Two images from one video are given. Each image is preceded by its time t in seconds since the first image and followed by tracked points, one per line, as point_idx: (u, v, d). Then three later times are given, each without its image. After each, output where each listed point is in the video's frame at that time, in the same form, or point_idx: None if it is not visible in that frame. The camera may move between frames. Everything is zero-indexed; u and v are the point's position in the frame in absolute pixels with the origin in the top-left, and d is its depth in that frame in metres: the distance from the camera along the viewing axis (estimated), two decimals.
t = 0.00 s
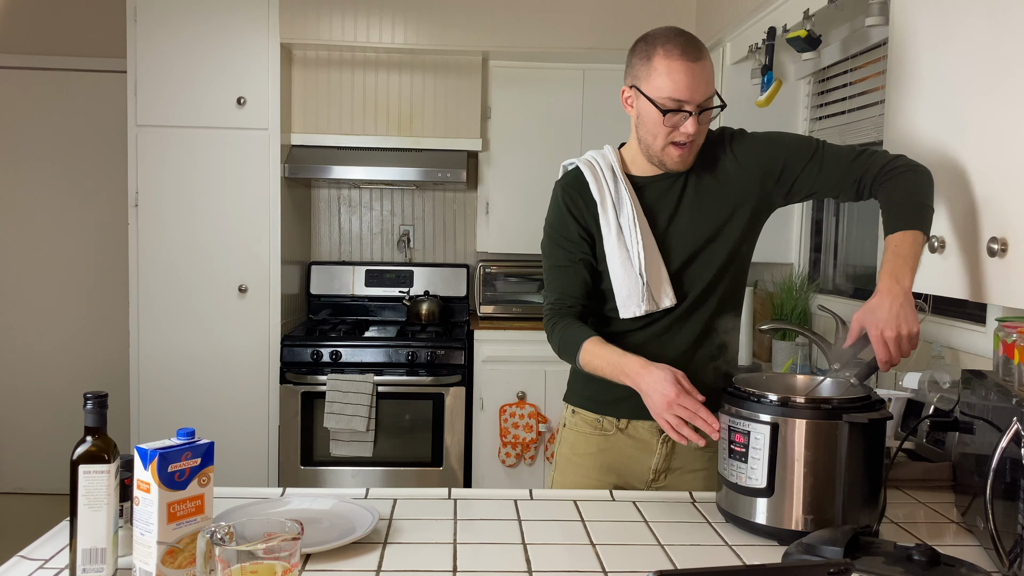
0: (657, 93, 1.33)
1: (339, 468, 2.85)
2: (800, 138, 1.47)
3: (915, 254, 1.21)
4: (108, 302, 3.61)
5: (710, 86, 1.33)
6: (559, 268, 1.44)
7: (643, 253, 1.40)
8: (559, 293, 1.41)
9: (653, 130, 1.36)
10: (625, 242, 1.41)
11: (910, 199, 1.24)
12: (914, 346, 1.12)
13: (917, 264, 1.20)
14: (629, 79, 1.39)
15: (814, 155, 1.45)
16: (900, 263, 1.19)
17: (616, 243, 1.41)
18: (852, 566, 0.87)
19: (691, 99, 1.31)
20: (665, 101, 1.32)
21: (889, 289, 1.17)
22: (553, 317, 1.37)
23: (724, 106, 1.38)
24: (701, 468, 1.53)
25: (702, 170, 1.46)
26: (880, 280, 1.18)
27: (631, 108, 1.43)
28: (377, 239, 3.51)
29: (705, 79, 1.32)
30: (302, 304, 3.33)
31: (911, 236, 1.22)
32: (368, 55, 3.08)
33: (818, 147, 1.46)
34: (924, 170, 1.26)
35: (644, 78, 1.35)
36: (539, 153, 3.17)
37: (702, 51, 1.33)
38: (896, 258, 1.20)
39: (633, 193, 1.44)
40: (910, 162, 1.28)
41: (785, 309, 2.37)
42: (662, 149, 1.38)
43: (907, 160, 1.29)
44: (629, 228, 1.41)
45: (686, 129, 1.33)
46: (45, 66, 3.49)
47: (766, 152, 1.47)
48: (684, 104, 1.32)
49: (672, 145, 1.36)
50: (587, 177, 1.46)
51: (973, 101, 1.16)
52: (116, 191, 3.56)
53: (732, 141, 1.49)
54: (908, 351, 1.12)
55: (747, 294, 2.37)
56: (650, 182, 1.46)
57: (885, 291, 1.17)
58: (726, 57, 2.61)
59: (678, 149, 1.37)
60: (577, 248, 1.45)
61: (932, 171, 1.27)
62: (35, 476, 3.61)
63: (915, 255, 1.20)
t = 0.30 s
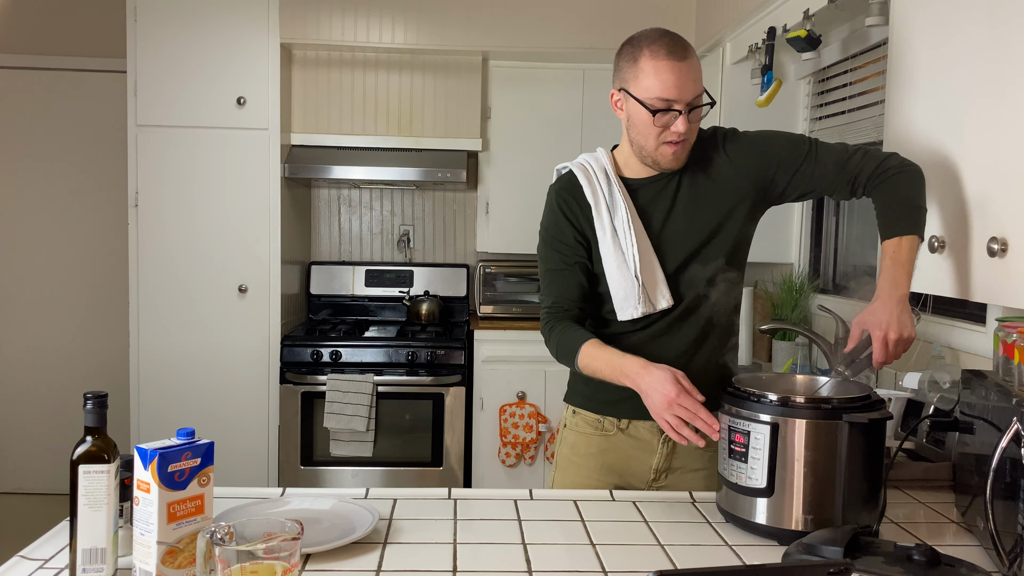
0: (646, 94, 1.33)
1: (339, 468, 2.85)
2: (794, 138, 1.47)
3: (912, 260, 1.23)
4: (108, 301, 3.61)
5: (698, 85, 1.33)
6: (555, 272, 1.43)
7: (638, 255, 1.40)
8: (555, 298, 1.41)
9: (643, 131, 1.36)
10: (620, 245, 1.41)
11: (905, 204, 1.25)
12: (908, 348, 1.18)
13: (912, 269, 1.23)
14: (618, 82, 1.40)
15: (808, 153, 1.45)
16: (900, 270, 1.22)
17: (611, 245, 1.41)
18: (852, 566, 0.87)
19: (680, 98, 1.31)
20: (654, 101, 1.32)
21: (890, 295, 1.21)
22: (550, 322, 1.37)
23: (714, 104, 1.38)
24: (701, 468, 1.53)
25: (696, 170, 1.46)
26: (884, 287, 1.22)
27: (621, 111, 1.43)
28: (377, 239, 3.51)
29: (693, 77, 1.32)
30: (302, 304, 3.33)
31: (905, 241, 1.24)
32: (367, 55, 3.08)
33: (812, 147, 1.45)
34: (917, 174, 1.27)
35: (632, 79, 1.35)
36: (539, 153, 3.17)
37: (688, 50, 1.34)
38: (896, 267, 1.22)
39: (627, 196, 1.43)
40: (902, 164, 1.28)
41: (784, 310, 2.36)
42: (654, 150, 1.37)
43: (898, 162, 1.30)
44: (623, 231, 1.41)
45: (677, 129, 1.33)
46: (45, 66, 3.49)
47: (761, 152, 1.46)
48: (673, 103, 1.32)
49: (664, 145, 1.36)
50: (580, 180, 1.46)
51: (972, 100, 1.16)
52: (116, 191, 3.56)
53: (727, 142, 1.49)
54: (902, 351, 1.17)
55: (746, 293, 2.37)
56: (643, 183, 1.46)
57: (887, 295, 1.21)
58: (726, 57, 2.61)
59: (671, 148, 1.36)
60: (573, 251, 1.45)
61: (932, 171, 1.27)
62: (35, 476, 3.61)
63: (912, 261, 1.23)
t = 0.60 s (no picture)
0: (647, 95, 1.33)
1: (339, 468, 2.85)
2: (798, 142, 1.47)
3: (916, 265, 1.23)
4: (108, 301, 3.61)
5: (699, 84, 1.33)
6: (555, 269, 1.43)
7: (640, 255, 1.40)
8: (555, 295, 1.41)
9: (645, 131, 1.36)
10: (622, 245, 1.41)
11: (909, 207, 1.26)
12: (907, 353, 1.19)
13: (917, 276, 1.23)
14: (619, 83, 1.40)
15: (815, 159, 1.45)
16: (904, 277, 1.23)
17: (613, 245, 1.41)
18: (852, 566, 0.87)
19: (681, 98, 1.31)
20: (655, 101, 1.32)
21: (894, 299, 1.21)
22: (549, 319, 1.37)
23: (715, 103, 1.38)
24: (700, 468, 1.53)
25: (700, 171, 1.46)
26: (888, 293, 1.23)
27: (622, 112, 1.43)
28: (377, 239, 3.51)
29: (694, 76, 1.32)
30: (302, 304, 3.33)
31: (910, 249, 1.24)
32: (367, 55, 3.08)
33: (817, 152, 1.45)
34: (918, 178, 1.28)
35: (633, 80, 1.35)
36: (539, 153, 3.17)
37: (689, 49, 1.34)
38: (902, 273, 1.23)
39: (630, 195, 1.43)
40: (902, 174, 1.29)
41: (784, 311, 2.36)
42: (656, 149, 1.37)
43: (899, 170, 1.30)
44: (626, 231, 1.41)
45: (678, 128, 1.33)
46: (45, 66, 3.49)
47: (765, 155, 1.46)
48: (674, 103, 1.32)
49: (666, 144, 1.36)
50: (583, 179, 1.45)
51: (972, 100, 1.15)
52: (116, 191, 3.56)
53: (732, 144, 1.49)
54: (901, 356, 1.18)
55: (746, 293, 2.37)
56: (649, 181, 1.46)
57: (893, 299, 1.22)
58: (726, 57, 2.61)
59: (673, 148, 1.36)
60: (573, 250, 1.44)
61: (932, 171, 1.27)
62: (35, 476, 3.61)
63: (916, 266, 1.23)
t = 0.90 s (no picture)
0: (651, 97, 1.33)
1: (339, 468, 2.85)
2: (801, 144, 1.48)
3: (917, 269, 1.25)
4: (108, 301, 3.61)
5: (703, 85, 1.33)
6: (555, 266, 1.44)
7: (643, 255, 1.40)
8: (556, 294, 1.41)
9: (650, 132, 1.36)
10: (625, 245, 1.41)
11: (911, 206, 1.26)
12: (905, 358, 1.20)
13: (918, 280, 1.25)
14: (623, 84, 1.40)
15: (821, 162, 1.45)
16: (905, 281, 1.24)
17: (616, 245, 1.41)
18: (852, 566, 0.87)
19: (686, 99, 1.31)
20: (659, 103, 1.32)
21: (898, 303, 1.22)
22: (549, 317, 1.37)
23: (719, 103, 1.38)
24: (701, 467, 1.53)
25: (705, 171, 1.46)
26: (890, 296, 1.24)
27: (626, 112, 1.43)
28: (377, 239, 3.51)
29: (698, 78, 1.32)
30: (302, 304, 3.33)
31: (913, 253, 1.25)
32: (368, 55, 3.08)
33: (819, 154, 1.46)
34: (919, 179, 1.28)
35: (637, 81, 1.35)
36: (539, 153, 3.17)
37: (694, 50, 1.33)
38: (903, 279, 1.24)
39: (634, 195, 1.44)
40: (902, 175, 1.29)
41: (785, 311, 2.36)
42: (661, 150, 1.37)
43: (900, 171, 1.30)
44: (629, 231, 1.41)
45: (683, 130, 1.33)
46: (44, 66, 3.49)
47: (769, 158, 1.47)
48: (679, 105, 1.32)
49: (671, 146, 1.36)
50: (587, 178, 1.46)
51: (972, 100, 1.15)
52: (116, 191, 3.56)
53: (736, 146, 1.49)
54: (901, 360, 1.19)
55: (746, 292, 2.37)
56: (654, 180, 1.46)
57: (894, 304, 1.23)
58: (726, 57, 2.61)
59: (677, 149, 1.36)
60: (575, 248, 1.44)
61: (931, 170, 1.27)
62: (35, 476, 3.61)
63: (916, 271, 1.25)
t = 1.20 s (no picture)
0: (660, 100, 1.33)
1: (339, 468, 2.85)
2: (792, 137, 1.48)
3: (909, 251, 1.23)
4: (108, 301, 3.61)
5: (710, 88, 1.33)
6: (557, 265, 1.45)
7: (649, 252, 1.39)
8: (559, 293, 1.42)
9: (656, 135, 1.36)
10: (630, 243, 1.40)
11: (904, 197, 1.26)
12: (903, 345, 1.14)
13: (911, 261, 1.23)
14: (628, 88, 1.39)
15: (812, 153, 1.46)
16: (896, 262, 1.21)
17: (621, 244, 1.40)
18: (852, 566, 0.87)
19: (695, 102, 1.32)
20: (669, 106, 1.32)
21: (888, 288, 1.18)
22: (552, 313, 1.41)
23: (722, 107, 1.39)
24: (706, 467, 1.53)
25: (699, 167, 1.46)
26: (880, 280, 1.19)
27: (629, 116, 1.43)
28: (377, 239, 3.51)
29: (705, 81, 1.33)
30: (302, 304, 3.33)
31: (905, 236, 1.24)
32: (368, 55, 3.08)
33: (811, 147, 1.46)
34: (913, 170, 1.28)
35: (645, 84, 1.35)
36: (539, 153, 3.17)
37: (700, 55, 1.34)
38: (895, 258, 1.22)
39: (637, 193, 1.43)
40: (898, 166, 1.29)
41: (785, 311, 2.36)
42: (667, 153, 1.37)
43: (895, 162, 1.31)
44: (634, 230, 1.40)
45: (692, 133, 1.33)
46: (44, 66, 3.49)
47: (762, 151, 1.47)
48: (688, 107, 1.32)
49: (677, 148, 1.36)
50: (590, 177, 1.45)
51: (972, 101, 1.15)
52: (116, 191, 3.56)
53: (730, 140, 1.49)
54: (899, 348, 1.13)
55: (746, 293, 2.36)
56: (650, 185, 1.45)
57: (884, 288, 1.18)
58: (726, 57, 2.61)
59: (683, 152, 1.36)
60: (579, 249, 1.44)
61: (932, 171, 1.27)
62: (35, 476, 3.61)
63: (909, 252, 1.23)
